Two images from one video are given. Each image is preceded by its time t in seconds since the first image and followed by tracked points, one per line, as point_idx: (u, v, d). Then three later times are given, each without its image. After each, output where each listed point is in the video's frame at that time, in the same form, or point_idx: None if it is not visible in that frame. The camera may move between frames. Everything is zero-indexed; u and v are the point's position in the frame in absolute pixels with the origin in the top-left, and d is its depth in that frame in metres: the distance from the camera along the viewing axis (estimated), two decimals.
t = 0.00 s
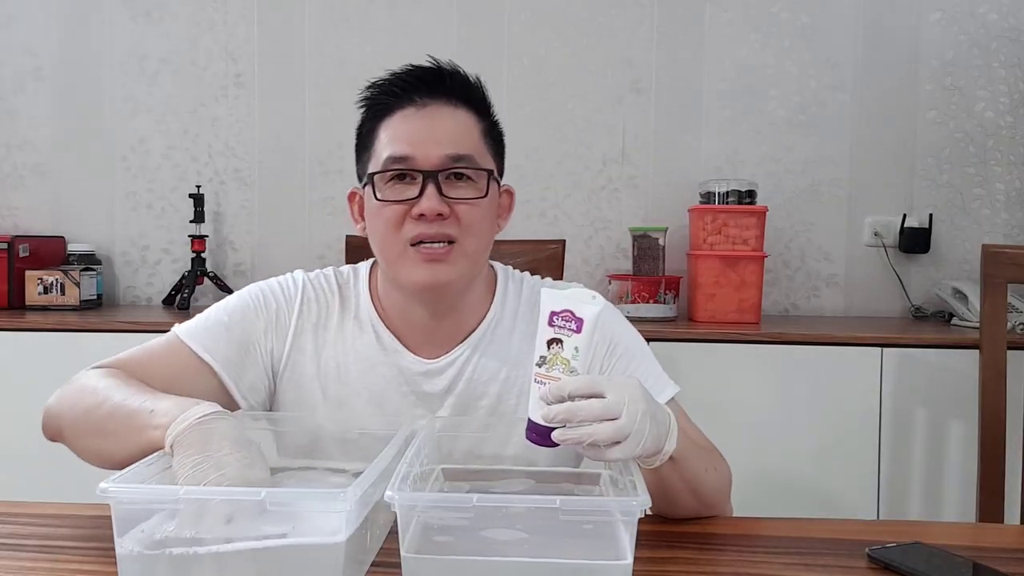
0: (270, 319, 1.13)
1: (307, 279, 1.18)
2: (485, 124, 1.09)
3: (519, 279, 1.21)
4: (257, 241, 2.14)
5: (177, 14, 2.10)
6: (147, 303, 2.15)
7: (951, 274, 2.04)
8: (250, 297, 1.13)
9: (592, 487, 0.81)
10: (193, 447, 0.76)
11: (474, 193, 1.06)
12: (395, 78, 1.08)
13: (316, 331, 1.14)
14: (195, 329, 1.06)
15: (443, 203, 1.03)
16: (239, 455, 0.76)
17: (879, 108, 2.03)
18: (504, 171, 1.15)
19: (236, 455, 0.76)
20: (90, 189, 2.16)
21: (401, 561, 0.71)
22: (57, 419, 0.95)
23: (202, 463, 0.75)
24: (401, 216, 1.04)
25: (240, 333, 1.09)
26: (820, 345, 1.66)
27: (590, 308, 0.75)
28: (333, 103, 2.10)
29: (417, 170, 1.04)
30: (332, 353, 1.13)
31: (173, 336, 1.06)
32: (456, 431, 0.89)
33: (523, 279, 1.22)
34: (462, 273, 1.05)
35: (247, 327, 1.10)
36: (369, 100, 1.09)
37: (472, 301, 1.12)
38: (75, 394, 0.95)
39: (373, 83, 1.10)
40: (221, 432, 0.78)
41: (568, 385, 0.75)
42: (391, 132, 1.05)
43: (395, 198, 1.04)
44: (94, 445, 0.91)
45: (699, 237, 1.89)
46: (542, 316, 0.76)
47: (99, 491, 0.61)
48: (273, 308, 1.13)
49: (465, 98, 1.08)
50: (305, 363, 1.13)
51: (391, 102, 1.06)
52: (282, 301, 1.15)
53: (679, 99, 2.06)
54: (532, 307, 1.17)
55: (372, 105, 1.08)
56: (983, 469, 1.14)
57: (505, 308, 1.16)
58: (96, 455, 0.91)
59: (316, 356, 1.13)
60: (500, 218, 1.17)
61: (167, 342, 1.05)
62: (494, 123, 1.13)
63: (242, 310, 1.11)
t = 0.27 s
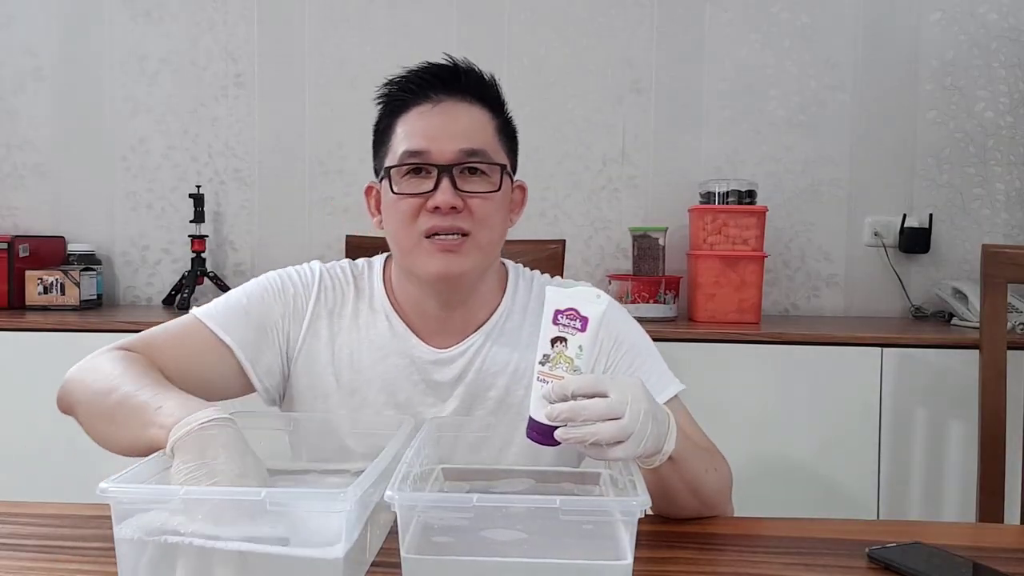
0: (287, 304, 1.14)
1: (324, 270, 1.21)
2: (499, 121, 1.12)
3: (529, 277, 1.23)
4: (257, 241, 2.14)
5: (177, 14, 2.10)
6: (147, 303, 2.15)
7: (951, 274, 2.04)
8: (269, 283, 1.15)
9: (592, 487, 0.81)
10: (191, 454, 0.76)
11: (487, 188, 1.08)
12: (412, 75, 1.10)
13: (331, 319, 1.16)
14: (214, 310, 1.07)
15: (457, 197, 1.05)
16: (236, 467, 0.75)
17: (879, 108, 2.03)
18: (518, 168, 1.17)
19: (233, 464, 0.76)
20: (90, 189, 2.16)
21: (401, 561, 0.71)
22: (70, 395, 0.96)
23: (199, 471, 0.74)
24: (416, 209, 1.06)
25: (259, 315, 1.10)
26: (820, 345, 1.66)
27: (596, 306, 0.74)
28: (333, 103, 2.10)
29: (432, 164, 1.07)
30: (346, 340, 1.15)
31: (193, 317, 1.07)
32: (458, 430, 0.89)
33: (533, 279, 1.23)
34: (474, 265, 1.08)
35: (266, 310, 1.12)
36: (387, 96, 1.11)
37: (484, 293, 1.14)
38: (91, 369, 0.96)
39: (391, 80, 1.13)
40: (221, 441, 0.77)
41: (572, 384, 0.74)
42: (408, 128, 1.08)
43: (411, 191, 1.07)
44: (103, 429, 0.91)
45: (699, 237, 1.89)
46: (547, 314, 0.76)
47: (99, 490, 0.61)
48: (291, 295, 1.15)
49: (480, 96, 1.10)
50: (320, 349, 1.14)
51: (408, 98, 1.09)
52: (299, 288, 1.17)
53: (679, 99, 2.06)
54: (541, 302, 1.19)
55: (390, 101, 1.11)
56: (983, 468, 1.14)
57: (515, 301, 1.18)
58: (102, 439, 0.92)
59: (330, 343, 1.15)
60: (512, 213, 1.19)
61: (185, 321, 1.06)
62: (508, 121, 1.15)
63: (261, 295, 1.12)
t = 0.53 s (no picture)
0: (301, 294, 1.17)
1: (337, 263, 1.23)
2: (503, 119, 1.12)
3: (536, 276, 1.24)
4: (257, 241, 2.14)
5: (177, 14, 2.10)
6: (147, 303, 2.15)
7: (951, 274, 2.04)
8: (284, 274, 1.17)
9: (592, 487, 0.81)
10: (192, 457, 0.76)
11: (492, 185, 1.09)
12: (418, 74, 1.11)
13: (343, 311, 1.18)
14: (231, 301, 1.10)
15: (461, 194, 1.06)
16: (238, 468, 0.75)
17: (879, 108, 2.03)
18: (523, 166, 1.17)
19: (233, 468, 0.75)
20: (90, 189, 2.16)
21: (401, 561, 0.71)
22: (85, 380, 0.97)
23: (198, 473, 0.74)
24: (421, 207, 1.07)
25: (274, 304, 1.13)
26: (820, 345, 1.66)
27: (604, 304, 0.75)
28: (333, 103, 2.10)
29: (437, 162, 1.08)
30: (356, 331, 1.17)
31: (210, 308, 1.09)
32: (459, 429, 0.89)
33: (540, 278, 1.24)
34: (479, 261, 1.08)
35: (281, 300, 1.14)
36: (394, 96, 1.12)
37: (488, 289, 1.15)
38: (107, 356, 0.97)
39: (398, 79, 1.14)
40: (223, 443, 0.77)
41: (579, 382, 0.74)
42: (413, 126, 1.09)
43: (416, 189, 1.08)
44: (110, 419, 0.92)
45: (699, 237, 1.89)
46: (553, 311, 0.76)
47: (99, 491, 0.61)
48: (305, 285, 1.17)
49: (485, 94, 1.11)
50: (330, 339, 1.16)
51: (414, 97, 1.10)
52: (313, 279, 1.19)
53: (679, 99, 2.06)
54: (548, 298, 1.20)
55: (396, 99, 1.12)
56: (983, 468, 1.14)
57: (521, 295, 1.19)
58: (109, 430, 0.91)
59: (341, 333, 1.17)
60: (517, 209, 1.19)
61: (201, 312, 1.09)
62: (513, 118, 1.15)
63: (276, 285, 1.15)
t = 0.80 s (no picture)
0: (307, 290, 1.17)
1: (342, 261, 1.23)
2: (501, 119, 1.12)
3: (536, 276, 1.24)
4: (257, 241, 2.14)
5: (177, 14, 2.10)
6: (147, 303, 2.15)
7: (951, 274, 2.04)
8: (291, 271, 1.18)
9: (592, 487, 0.81)
10: (200, 452, 0.76)
11: (489, 184, 1.09)
12: (417, 75, 1.11)
13: (346, 307, 1.19)
14: (237, 296, 1.10)
15: (459, 193, 1.06)
16: (246, 462, 0.75)
17: (879, 108, 2.03)
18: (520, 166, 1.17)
19: (243, 463, 0.75)
20: (90, 189, 2.16)
21: (401, 561, 0.71)
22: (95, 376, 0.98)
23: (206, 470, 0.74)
24: (419, 206, 1.07)
25: (279, 299, 1.14)
26: (820, 345, 1.66)
27: (596, 305, 0.74)
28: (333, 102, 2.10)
29: (435, 161, 1.08)
30: (358, 326, 1.17)
31: (218, 304, 1.09)
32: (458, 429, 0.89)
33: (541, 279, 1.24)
34: (477, 259, 1.08)
35: (287, 295, 1.15)
36: (393, 97, 1.12)
37: (487, 286, 1.15)
38: (115, 351, 0.97)
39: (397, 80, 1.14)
40: (230, 437, 0.77)
41: (573, 385, 0.74)
42: (412, 126, 1.09)
43: (415, 189, 1.08)
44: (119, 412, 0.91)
45: (699, 237, 1.89)
46: (546, 315, 0.75)
47: (99, 491, 0.61)
48: (311, 280, 1.18)
49: (482, 94, 1.11)
50: (333, 334, 1.17)
51: (412, 98, 1.10)
52: (319, 275, 1.20)
53: (679, 99, 2.06)
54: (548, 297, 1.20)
55: (394, 100, 1.12)
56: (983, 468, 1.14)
57: (520, 293, 1.19)
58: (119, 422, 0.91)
59: (344, 329, 1.17)
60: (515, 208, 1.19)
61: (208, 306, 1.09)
62: (510, 117, 1.15)
63: (282, 281, 1.16)
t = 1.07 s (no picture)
0: (304, 290, 1.17)
1: (341, 261, 1.23)
2: (496, 120, 1.12)
3: (534, 277, 1.24)
4: (257, 241, 2.14)
5: (177, 14, 2.10)
6: (147, 303, 2.15)
7: (951, 274, 2.04)
8: (288, 271, 1.18)
9: (592, 487, 0.81)
10: (224, 430, 0.78)
11: (485, 185, 1.09)
12: (413, 78, 1.11)
13: (344, 307, 1.19)
14: (235, 297, 1.10)
15: (456, 194, 1.06)
16: (268, 442, 0.78)
17: (879, 108, 2.03)
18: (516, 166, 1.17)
19: (264, 443, 0.77)
20: (90, 189, 2.16)
21: (401, 561, 0.71)
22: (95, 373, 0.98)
23: (231, 449, 0.77)
24: (416, 207, 1.07)
25: (276, 299, 1.14)
26: (820, 345, 1.66)
27: (591, 308, 0.74)
28: (333, 102, 2.10)
29: (431, 163, 1.08)
30: (356, 326, 1.17)
31: (213, 304, 1.09)
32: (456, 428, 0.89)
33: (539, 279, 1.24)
34: (474, 259, 1.08)
35: (284, 295, 1.15)
36: (388, 99, 1.12)
37: (484, 286, 1.15)
38: (115, 347, 0.98)
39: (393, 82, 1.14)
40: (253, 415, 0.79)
41: (569, 387, 0.74)
42: (408, 127, 1.09)
43: (412, 189, 1.08)
44: (135, 400, 0.92)
45: (699, 237, 1.89)
46: (541, 318, 0.76)
47: (99, 491, 0.61)
48: (308, 281, 1.18)
49: (477, 96, 1.11)
50: (332, 333, 1.17)
51: (408, 100, 1.10)
52: (316, 275, 1.20)
53: (679, 99, 2.06)
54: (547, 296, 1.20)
55: (391, 102, 1.12)
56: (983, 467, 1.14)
57: (518, 293, 1.19)
58: (130, 409, 0.92)
59: (342, 329, 1.17)
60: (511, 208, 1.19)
61: (207, 304, 1.09)
62: (506, 118, 1.15)
63: (280, 282, 1.16)
